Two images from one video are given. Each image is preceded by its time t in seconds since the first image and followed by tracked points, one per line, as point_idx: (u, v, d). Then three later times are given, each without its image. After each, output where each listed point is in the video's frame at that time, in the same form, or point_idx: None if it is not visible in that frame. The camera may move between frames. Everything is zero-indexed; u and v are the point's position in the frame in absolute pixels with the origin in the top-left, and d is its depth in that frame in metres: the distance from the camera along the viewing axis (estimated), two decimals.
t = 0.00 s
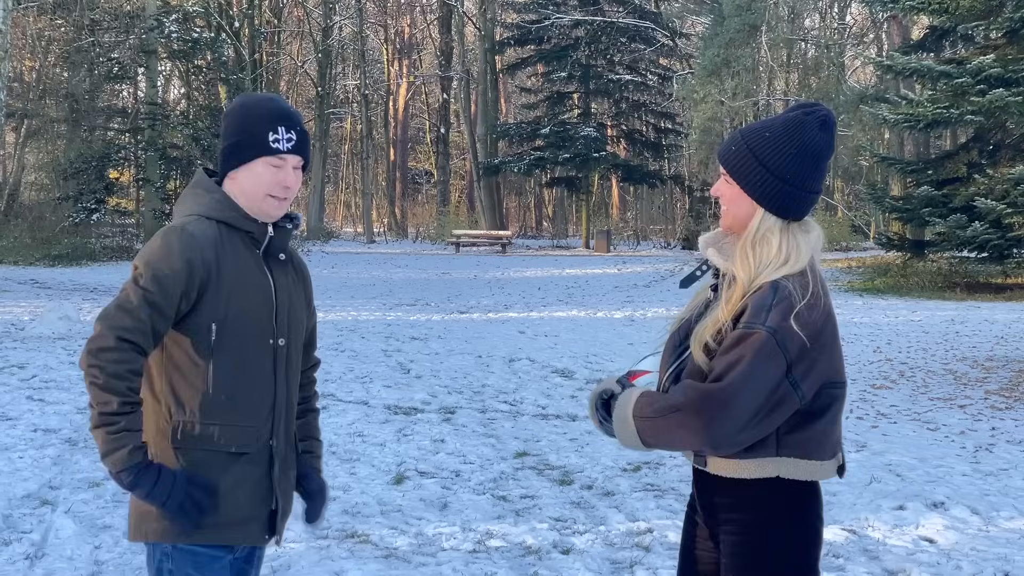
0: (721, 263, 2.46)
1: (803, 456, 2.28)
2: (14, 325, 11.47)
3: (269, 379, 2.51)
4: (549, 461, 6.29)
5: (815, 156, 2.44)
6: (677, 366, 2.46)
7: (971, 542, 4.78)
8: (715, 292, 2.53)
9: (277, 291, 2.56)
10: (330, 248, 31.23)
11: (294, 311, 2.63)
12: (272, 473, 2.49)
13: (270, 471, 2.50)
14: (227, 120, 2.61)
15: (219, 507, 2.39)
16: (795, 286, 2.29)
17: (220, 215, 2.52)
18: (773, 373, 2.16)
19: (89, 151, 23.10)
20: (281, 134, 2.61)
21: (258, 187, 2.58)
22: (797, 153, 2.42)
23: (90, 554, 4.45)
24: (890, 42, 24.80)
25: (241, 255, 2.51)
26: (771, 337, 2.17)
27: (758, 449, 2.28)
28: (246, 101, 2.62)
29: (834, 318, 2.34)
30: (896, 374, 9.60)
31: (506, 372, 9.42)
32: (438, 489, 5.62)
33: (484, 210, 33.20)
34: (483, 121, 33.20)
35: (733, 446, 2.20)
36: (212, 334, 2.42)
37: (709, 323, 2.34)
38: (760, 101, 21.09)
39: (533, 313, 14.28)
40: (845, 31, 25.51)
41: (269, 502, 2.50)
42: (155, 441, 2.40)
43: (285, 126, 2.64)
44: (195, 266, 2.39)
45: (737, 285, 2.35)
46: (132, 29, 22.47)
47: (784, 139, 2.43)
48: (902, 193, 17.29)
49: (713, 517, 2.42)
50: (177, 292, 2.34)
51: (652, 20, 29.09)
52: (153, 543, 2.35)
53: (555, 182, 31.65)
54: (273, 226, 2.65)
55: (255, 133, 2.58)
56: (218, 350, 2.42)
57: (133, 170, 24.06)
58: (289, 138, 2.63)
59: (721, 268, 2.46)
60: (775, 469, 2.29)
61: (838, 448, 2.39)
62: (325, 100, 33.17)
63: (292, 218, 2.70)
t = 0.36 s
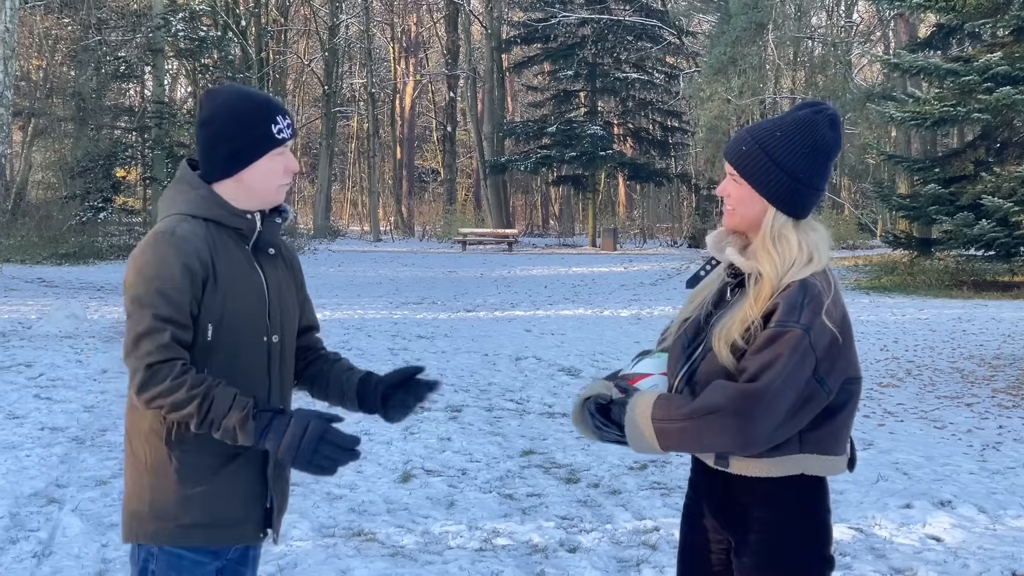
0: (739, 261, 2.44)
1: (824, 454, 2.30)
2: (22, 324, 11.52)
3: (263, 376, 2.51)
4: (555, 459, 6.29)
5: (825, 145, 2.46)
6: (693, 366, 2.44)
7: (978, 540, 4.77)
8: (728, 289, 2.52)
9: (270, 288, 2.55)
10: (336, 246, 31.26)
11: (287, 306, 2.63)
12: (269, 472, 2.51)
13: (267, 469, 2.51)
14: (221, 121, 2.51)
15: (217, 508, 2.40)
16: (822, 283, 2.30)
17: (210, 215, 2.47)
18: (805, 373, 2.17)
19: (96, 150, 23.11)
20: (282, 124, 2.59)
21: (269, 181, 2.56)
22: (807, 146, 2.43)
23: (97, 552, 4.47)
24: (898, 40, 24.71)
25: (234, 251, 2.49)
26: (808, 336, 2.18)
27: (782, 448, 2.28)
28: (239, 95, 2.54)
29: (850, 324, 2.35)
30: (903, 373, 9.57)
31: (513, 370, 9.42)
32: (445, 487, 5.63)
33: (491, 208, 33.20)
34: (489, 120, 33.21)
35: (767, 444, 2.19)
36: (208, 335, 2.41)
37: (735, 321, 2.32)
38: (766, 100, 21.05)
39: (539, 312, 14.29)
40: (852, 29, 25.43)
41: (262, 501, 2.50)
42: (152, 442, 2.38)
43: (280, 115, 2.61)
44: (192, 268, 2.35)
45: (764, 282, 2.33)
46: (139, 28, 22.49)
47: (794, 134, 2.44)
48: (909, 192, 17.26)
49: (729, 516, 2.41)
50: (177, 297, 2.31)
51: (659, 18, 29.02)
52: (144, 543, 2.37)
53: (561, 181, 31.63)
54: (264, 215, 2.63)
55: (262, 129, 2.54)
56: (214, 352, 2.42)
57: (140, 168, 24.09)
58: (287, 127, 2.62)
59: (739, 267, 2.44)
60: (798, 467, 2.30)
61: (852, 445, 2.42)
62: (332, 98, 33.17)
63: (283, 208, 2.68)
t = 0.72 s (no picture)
0: (754, 255, 2.43)
1: (840, 446, 2.32)
2: (30, 322, 11.56)
3: (263, 377, 2.51)
4: (563, 457, 6.30)
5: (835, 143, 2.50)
6: (712, 363, 2.43)
7: (986, 538, 4.76)
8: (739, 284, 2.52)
9: (263, 286, 2.55)
10: (344, 244, 31.27)
11: (278, 304, 2.63)
12: (273, 473, 2.51)
13: (271, 470, 2.51)
14: (216, 112, 2.53)
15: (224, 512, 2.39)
16: (841, 277, 2.32)
17: (196, 211, 2.46)
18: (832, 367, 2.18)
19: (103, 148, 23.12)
20: (278, 118, 2.63)
21: (261, 174, 2.58)
22: (819, 141, 2.45)
23: (105, 550, 4.49)
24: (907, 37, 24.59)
25: (224, 251, 2.48)
26: (837, 330, 2.19)
27: (803, 443, 2.28)
28: (235, 88, 2.58)
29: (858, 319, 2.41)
30: (911, 371, 9.54)
31: (520, 369, 9.42)
32: (452, 485, 5.64)
33: (498, 206, 33.18)
34: (496, 118, 33.19)
35: (798, 438, 2.20)
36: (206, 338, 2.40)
37: (757, 315, 2.31)
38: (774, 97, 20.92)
39: (546, 310, 14.27)
40: (861, 27, 25.31)
41: (271, 500, 2.51)
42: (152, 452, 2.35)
43: (276, 111, 2.65)
44: (181, 273, 2.34)
45: (786, 276, 2.33)
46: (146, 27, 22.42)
47: (808, 130, 2.46)
48: (917, 189, 17.20)
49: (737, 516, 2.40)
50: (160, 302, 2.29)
51: (666, 16, 28.95)
52: (152, 554, 2.33)
53: (568, 179, 31.59)
54: (250, 211, 2.62)
55: (258, 121, 2.57)
56: (212, 356, 2.41)
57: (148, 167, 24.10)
58: (282, 123, 2.66)
59: (755, 261, 2.43)
60: (817, 461, 2.31)
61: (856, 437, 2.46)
62: (339, 97, 33.15)
63: (271, 204, 2.69)
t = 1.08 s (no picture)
0: (759, 251, 2.43)
1: (847, 444, 2.30)
2: (40, 320, 11.63)
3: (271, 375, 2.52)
4: (572, 455, 6.30)
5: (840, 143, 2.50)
6: (718, 358, 2.43)
7: (996, 536, 4.74)
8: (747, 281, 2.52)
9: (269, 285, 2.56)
10: (353, 242, 31.34)
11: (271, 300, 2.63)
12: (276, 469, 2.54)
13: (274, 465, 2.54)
14: (244, 113, 2.49)
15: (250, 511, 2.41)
16: (845, 273, 2.32)
17: (223, 215, 2.40)
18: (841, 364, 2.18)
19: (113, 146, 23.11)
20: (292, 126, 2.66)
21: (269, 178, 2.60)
22: (821, 139, 2.45)
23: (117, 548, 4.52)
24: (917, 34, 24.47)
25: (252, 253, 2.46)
26: (843, 326, 2.19)
27: (810, 440, 2.27)
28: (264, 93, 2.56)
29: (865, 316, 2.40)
30: (921, 369, 9.50)
31: (529, 367, 9.42)
32: (462, 483, 5.65)
33: (507, 204, 33.20)
34: (505, 116, 33.20)
35: (801, 435, 2.20)
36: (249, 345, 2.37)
37: (765, 311, 2.31)
38: (783, 95, 20.86)
39: (555, 308, 14.28)
40: (870, 25, 25.20)
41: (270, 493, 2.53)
42: (188, 460, 2.30)
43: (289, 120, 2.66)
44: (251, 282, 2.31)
45: (791, 272, 2.33)
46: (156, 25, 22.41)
47: (809, 127, 2.45)
48: (927, 187, 17.15)
49: (744, 514, 2.40)
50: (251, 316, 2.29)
51: (675, 14, 28.90)
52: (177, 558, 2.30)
53: (577, 177, 31.57)
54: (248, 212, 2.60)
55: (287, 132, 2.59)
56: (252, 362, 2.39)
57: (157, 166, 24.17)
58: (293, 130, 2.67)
59: (760, 257, 2.42)
60: (824, 458, 2.29)
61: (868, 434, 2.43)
62: (348, 95, 33.19)
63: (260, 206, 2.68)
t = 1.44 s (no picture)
0: (755, 249, 2.43)
1: (852, 445, 2.28)
2: (50, 319, 11.69)
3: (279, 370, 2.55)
4: (581, 454, 6.30)
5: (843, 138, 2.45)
6: (718, 356, 2.44)
7: (1006, 535, 4.73)
8: (753, 281, 2.52)
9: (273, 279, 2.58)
10: (361, 241, 31.37)
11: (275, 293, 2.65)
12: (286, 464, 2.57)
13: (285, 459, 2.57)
14: (226, 102, 2.51)
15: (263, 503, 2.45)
16: (843, 271, 2.28)
17: (232, 212, 2.42)
18: (832, 363, 2.16)
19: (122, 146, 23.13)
20: (277, 108, 2.66)
21: (262, 164, 2.61)
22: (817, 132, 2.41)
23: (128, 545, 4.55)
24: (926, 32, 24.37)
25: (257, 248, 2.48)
26: (831, 325, 2.18)
27: (807, 439, 2.27)
28: (235, 79, 2.57)
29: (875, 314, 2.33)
30: (931, 367, 9.47)
31: (538, 365, 9.42)
32: (471, 481, 5.66)
33: (515, 203, 33.23)
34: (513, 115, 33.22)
35: (791, 434, 2.19)
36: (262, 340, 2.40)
37: (758, 310, 2.32)
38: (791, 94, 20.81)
39: (563, 307, 14.27)
40: (878, 23, 25.10)
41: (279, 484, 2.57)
42: (205, 456, 2.32)
43: (274, 102, 2.66)
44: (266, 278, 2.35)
45: (779, 271, 2.33)
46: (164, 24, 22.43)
47: (797, 127, 2.42)
48: (936, 185, 17.09)
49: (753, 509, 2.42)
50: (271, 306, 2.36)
51: (683, 12, 28.86)
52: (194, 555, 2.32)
53: (585, 176, 31.56)
54: (249, 204, 2.62)
55: (264, 109, 2.58)
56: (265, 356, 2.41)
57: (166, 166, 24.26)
58: (279, 112, 2.67)
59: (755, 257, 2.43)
60: (822, 458, 2.28)
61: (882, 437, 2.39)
62: (357, 94, 33.25)
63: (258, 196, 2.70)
